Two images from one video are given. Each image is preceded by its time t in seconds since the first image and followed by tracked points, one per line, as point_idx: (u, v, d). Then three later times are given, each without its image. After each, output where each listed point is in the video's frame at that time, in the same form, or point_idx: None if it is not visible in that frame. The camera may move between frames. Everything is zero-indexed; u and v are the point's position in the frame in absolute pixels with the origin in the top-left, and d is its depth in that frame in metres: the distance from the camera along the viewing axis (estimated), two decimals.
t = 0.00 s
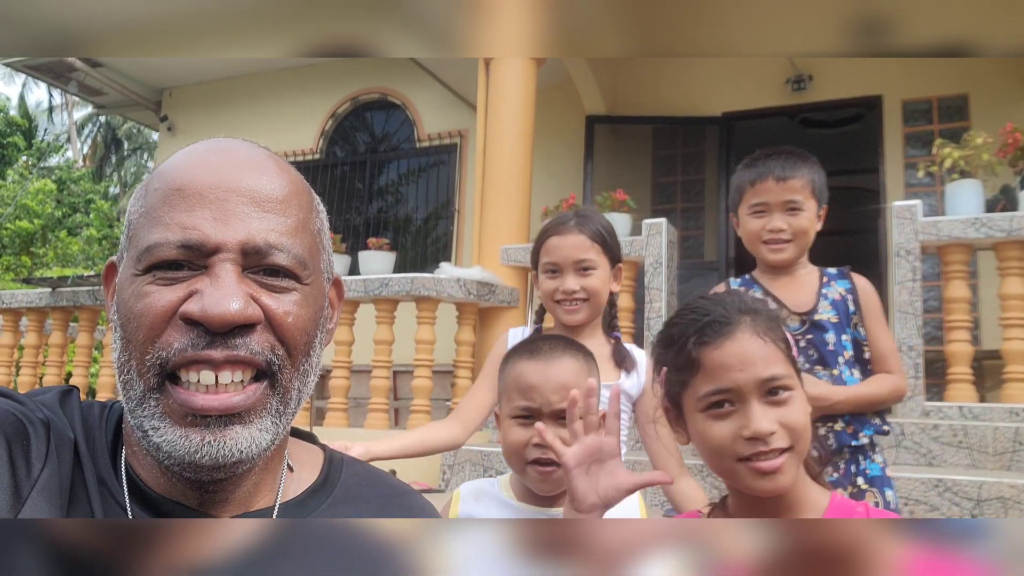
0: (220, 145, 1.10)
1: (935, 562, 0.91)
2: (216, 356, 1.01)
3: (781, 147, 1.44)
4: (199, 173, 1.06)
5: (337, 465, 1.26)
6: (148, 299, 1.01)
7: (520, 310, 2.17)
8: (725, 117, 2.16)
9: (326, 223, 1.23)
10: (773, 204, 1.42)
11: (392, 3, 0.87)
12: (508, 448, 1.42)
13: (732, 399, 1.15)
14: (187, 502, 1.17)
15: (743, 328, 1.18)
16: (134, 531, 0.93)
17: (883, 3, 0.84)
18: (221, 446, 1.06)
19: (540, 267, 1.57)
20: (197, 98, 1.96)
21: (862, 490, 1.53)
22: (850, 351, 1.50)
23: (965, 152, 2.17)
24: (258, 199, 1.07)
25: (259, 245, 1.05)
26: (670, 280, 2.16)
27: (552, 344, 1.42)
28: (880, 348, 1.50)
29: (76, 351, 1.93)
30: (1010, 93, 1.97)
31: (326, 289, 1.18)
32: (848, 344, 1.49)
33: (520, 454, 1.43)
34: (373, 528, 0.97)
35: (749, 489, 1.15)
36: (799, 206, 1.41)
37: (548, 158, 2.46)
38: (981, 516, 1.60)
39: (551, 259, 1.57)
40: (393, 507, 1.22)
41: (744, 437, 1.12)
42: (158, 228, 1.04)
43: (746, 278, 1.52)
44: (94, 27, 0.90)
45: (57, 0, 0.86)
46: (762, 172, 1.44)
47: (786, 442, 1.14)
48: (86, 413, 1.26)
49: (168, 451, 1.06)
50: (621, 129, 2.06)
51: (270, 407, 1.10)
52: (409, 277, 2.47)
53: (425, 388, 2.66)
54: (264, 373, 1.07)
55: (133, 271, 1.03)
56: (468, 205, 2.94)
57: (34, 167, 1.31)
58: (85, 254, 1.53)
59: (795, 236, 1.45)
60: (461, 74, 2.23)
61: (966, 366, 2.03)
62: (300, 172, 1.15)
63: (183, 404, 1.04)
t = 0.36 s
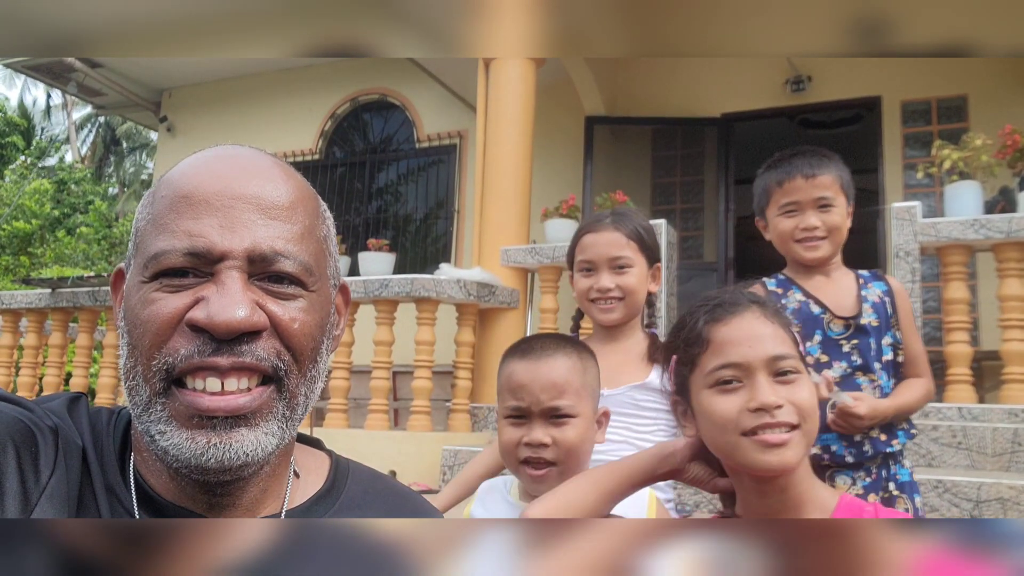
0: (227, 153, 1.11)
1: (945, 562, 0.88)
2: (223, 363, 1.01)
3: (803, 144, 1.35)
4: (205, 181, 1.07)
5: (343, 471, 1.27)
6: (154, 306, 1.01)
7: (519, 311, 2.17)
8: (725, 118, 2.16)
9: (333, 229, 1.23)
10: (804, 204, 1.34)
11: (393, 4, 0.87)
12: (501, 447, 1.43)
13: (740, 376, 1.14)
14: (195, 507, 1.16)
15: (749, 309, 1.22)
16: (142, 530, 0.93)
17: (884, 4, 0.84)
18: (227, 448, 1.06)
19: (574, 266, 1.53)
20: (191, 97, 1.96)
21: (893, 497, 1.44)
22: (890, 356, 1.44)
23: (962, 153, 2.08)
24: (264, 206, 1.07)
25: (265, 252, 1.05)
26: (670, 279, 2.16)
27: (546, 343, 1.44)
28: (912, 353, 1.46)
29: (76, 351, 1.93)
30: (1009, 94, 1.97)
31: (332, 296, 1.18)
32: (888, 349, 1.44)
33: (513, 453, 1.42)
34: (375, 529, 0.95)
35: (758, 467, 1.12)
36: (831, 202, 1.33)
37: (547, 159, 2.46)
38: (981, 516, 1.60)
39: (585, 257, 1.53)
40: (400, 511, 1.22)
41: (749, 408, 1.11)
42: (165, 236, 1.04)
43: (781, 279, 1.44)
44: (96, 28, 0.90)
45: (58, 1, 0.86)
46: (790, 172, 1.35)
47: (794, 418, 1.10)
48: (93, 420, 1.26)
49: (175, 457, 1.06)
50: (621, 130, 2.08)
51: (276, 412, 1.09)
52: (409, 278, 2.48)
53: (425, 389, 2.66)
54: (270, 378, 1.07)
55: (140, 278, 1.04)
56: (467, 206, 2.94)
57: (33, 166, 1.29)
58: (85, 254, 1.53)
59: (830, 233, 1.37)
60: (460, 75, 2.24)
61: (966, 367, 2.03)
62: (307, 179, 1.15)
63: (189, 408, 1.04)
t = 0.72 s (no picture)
0: (230, 150, 1.11)
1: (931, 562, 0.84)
2: (226, 365, 0.99)
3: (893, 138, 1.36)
4: (208, 178, 1.06)
5: (345, 469, 1.27)
6: (157, 304, 1.01)
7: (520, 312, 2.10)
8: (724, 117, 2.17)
9: (334, 227, 1.23)
10: (888, 193, 1.31)
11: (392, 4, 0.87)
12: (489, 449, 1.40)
13: (742, 356, 1.15)
14: (194, 505, 1.16)
15: (757, 300, 1.23)
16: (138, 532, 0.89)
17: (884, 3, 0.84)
18: (228, 451, 1.04)
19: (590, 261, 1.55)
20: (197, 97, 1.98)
21: (939, 503, 1.40)
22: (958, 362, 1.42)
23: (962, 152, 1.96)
24: (267, 204, 1.07)
25: (268, 250, 1.04)
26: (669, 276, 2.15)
27: (535, 342, 1.42)
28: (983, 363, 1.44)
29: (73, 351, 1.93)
30: (1007, 94, 1.97)
31: (334, 294, 1.18)
32: (957, 354, 1.42)
33: (501, 456, 1.40)
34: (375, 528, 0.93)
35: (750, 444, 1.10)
36: (917, 195, 1.30)
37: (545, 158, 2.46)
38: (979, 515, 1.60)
39: (601, 253, 1.54)
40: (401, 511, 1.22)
41: (744, 386, 1.10)
42: (168, 233, 1.03)
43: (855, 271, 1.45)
44: (94, 28, 0.90)
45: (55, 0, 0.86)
46: (879, 160, 1.34)
47: (788, 400, 1.09)
48: (94, 418, 1.26)
49: (176, 457, 1.06)
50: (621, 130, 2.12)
51: (277, 411, 1.09)
52: (409, 278, 2.49)
53: (424, 388, 2.66)
54: (272, 378, 1.07)
55: (143, 276, 1.03)
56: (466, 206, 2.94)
57: (31, 167, 1.27)
58: (82, 254, 1.57)
59: (913, 227, 1.33)
60: (458, 75, 2.24)
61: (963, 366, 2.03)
62: (309, 178, 1.15)
63: (192, 409, 1.02)
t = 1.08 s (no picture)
0: (230, 148, 1.10)
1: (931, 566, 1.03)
2: (223, 365, 1.01)
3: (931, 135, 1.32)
4: (208, 176, 1.06)
5: (346, 467, 1.24)
6: (156, 304, 1.01)
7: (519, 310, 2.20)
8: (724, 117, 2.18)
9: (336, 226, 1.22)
10: (928, 191, 1.31)
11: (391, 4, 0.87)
12: (499, 452, 1.40)
13: (739, 363, 1.15)
14: (194, 504, 1.16)
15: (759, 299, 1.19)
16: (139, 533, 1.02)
17: (884, 3, 0.84)
18: (227, 450, 1.06)
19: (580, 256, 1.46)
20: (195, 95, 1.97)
21: (963, 507, 1.41)
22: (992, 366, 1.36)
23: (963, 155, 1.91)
24: (267, 202, 1.06)
25: (266, 249, 1.04)
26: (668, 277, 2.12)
27: (549, 341, 1.40)
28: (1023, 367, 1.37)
29: (73, 350, 1.94)
30: (1007, 94, 1.96)
31: (335, 293, 1.17)
32: (991, 358, 1.36)
33: (511, 458, 1.40)
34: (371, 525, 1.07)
35: (749, 454, 1.14)
36: (955, 193, 1.31)
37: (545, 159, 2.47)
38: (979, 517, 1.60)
39: (592, 248, 1.46)
40: (402, 510, 1.20)
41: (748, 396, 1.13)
42: (166, 232, 1.03)
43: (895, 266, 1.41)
44: (93, 27, 0.90)
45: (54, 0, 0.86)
46: (916, 157, 1.31)
47: (786, 412, 1.12)
48: (94, 416, 1.24)
49: (175, 456, 1.06)
50: (621, 130, 2.12)
51: (278, 411, 1.09)
52: (408, 277, 2.51)
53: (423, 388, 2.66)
54: (272, 379, 1.07)
55: (141, 274, 1.03)
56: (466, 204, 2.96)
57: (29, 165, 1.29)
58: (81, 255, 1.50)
59: (949, 225, 1.35)
60: (457, 75, 2.24)
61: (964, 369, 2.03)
62: (311, 176, 1.15)
63: (189, 410, 1.04)
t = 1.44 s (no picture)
0: (231, 143, 1.10)
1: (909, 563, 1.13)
2: (224, 360, 1.03)
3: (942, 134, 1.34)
4: (207, 173, 1.06)
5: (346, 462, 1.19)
6: (156, 300, 1.02)
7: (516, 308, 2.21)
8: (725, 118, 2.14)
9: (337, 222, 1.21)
10: (940, 193, 1.33)
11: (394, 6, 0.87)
12: (512, 442, 1.39)
13: (719, 372, 1.15)
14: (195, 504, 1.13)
15: (745, 307, 1.17)
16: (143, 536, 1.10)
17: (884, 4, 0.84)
18: (228, 447, 1.05)
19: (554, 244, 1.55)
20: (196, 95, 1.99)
21: (981, 507, 1.35)
22: (1007, 363, 1.34)
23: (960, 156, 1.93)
24: (267, 199, 1.06)
25: (267, 245, 1.04)
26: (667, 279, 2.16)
27: (562, 333, 1.39)
28: None
29: (71, 350, 1.94)
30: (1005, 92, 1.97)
31: (335, 290, 1.16)
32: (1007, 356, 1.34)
33: (525, 448, 1.39)
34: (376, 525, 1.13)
35: (719, 466, 1.16)
36: (969, 194, 1.32)
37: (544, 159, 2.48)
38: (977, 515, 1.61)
39: (567, 237, 1.55)
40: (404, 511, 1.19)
41: (722, 409, 1.14)
42: (166, 228, 1.03)
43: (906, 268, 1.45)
44: (91, 27, 0.90)
45: None
46: (929, 159, 1.33)
47: (758, 425, 1.14)
48: (94, 413, 1.20)
49: (175, 453, 1.05)
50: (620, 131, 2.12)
51: (278, 408, 1.09)
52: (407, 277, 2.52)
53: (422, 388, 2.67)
54: (272, 374, 1.07)
55: (141, 271, 1.03)
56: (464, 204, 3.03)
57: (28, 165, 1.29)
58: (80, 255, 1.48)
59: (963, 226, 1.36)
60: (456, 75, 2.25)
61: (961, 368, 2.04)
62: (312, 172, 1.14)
63: (189, 406, 1.05)
